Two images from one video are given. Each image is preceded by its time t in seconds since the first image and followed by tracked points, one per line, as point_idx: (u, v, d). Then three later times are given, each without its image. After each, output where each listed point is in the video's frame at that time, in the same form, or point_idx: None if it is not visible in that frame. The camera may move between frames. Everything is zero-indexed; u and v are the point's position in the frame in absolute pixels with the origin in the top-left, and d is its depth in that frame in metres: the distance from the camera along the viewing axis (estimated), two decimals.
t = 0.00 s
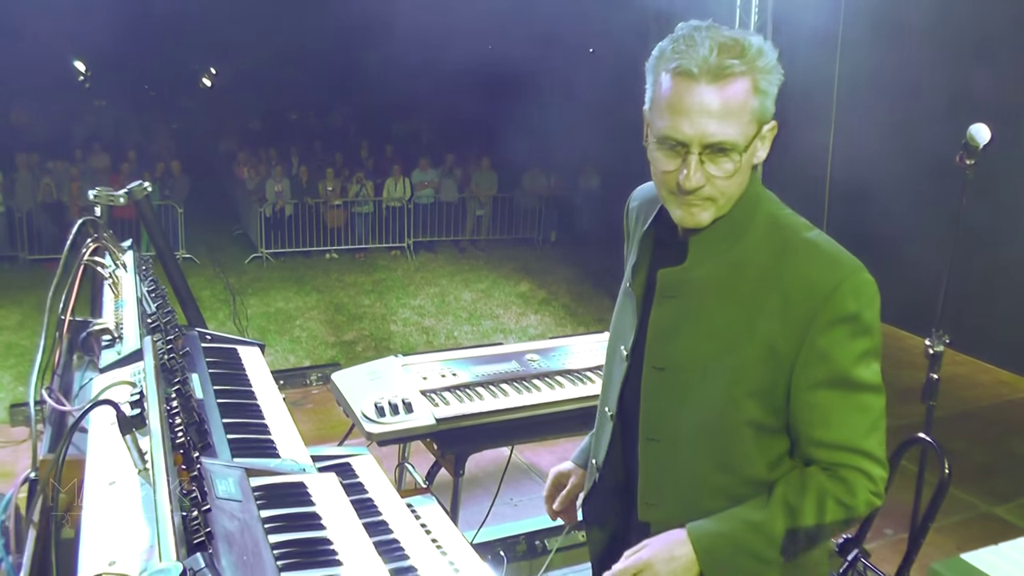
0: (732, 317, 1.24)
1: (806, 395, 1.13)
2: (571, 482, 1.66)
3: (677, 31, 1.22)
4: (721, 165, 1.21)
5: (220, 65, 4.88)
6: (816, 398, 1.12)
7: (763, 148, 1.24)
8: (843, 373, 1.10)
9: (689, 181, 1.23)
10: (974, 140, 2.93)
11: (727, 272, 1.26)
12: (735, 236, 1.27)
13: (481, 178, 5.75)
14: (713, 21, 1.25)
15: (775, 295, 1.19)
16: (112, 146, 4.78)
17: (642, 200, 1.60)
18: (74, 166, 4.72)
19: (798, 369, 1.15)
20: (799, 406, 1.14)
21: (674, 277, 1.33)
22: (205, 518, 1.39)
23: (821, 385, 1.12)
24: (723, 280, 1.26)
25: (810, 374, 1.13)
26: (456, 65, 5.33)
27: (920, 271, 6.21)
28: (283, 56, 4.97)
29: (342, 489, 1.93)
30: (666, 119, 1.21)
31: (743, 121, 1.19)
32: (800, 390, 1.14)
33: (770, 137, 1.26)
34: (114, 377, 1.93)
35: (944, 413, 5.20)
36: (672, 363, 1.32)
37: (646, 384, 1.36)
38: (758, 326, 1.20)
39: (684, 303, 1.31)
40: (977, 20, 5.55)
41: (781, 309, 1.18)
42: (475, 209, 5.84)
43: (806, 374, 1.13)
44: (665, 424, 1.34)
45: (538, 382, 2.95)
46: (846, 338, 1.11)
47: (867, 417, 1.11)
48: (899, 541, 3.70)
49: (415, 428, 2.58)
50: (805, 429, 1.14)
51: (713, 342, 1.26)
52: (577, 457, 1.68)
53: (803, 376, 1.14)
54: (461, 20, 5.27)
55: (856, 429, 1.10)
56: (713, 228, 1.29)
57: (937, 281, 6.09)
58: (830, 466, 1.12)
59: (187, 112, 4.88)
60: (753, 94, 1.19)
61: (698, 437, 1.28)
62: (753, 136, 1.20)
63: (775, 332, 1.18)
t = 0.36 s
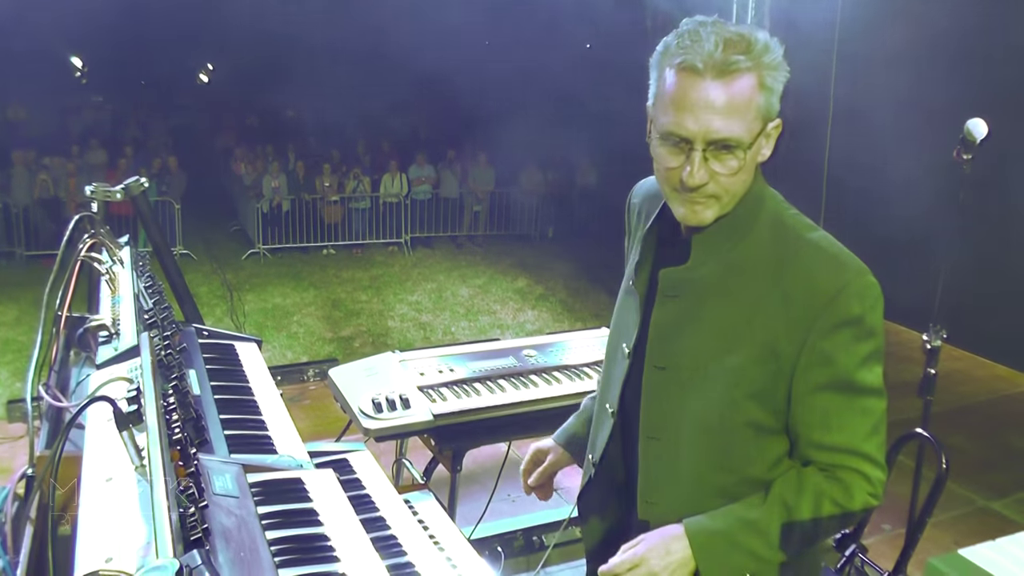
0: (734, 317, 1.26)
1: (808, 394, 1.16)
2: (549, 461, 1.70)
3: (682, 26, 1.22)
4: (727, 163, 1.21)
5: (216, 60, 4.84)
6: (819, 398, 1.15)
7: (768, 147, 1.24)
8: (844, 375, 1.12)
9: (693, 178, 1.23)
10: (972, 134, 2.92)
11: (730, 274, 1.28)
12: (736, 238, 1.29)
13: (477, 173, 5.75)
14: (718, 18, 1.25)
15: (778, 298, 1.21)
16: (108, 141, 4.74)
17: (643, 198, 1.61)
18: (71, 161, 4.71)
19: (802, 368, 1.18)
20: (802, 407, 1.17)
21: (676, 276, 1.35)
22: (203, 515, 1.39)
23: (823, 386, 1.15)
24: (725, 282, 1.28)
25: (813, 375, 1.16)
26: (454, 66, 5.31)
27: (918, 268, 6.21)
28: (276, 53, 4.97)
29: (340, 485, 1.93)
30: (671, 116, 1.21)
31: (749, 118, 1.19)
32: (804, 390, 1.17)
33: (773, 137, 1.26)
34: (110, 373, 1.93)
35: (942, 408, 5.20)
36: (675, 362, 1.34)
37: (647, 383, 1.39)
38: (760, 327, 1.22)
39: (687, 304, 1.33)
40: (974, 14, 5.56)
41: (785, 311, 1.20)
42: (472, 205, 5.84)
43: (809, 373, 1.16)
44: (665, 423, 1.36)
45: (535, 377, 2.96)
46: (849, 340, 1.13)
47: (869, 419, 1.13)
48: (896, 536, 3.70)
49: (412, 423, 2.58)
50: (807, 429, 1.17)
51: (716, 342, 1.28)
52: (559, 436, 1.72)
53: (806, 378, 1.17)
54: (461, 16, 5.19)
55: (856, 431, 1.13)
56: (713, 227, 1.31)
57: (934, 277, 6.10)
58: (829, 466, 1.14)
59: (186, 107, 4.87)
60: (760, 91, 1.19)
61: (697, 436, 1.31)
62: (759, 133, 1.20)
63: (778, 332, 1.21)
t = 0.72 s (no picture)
0: (710, 297, 1.24)
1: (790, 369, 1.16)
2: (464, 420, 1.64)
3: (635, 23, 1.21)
4: (655, 156, 1.17)
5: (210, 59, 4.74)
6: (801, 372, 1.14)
7: (711, 143, 1.18)
8: (823, 346, 1.14)
9: (624, 166, 1.19)
10: (968, 130, 2.93)
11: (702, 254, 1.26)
12: (708, 218, 1.26)
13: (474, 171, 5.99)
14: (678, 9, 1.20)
15: (751, 278, 1.21)
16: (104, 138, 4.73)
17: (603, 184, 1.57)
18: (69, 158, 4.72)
19: (782, 345, 1.17)
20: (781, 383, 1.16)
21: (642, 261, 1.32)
22: (202, 511, 1.39)
23: (805, 361, 1.15)
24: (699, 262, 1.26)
25: (794, 351, 1.16)
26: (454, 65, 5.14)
27: (914, 264, 6.23)
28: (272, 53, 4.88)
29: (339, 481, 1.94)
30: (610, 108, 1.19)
31: (678, 111, 1.15)
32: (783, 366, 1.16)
33: (727, 133, 1.21)
34: (109, 370, 1.93)
35: (939, 403, 5.22)
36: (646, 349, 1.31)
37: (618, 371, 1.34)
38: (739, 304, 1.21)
39: (662, 288, 1.30)
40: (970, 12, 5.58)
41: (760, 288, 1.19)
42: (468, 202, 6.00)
43: (788, 348, 1.16)
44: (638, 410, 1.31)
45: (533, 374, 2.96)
46: (826, 314, 1.15)
47: (847, 392, 1.14)
48: (894, 531, 3.71)
49: (412, 420, 2.59)
50: (789, 405, 1.16)
51: (692, 323, 1.26)
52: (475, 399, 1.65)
53: (788, 354, 1.16)
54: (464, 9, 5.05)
55: (836, 402, 1.13)
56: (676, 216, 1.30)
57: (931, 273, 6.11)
58: (812, 440, 1.13)
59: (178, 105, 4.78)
60: (689, 85, 1.14)
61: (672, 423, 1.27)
62: (689, 127, 1.16)
63: (756, 309, 1.19)
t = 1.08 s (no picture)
0: (655, 267, 1.59)
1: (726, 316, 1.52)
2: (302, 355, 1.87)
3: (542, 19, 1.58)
4: (538, 140, 1.57)
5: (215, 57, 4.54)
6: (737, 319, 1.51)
7: (587, 130, 1.55)
8: (752, 295, 1.51)
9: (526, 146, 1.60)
10: (970, 125, 2.93)
11: (646, 234, 1.61)
12: (640, 199, 1.62)
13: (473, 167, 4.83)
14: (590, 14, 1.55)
15: (689, 248, 1.56)
16: (104, 137, 4.30)
17: (526, 186, 1.90)
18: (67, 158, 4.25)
19: (716, 299, 1.54)
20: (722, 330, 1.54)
21: (593, 237, 1.66)
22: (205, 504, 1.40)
23: (739, 307, 1.52)
24: (641, 239, 1.61)
25: (728, 300, 1.53)
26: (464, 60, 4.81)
27: (915, 261, 6.23)
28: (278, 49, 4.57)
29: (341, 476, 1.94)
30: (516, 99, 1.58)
31: (545, 102, 1.53)
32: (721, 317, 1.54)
33: (612, 122, 1.56)
34: (112, 365, 1.94)
35: (939, 400, 5.22)
36: (601, 316, 1.65)
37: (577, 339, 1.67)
38: (681, 273, 1.57)
39: (610, 262, 1.64)
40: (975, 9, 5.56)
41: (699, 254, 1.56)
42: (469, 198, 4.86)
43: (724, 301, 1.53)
44: (602, 373, 1.64)
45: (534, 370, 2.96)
46: (750, 266, 1.52)
47: (774, 328, 1.52)
48: (895, 528, 3.71)
49: (413, 415, 2.59)
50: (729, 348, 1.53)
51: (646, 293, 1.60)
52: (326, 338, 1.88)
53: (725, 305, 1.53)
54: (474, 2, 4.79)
55: (766, 338, 1.51)
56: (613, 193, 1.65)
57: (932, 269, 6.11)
58: (748, 375, 1.51)
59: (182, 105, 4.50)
60: (552, 80, 1.52)
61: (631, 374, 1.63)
62: (556, 115, 1.53)
63: (694, 273, 1.56)
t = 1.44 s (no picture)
0: (626, 239, 1.71)
1: (695, 286, 1.62)
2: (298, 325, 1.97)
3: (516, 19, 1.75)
4: (507, 123, 1.71)
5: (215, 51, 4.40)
6: (707, 287, 1.61)
7: (549, 112, 1.68)
8: (720, 263, 1.61)
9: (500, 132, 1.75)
10: (974, 124, 2.93)
11: (617, 214, 1.72)
12: (607, 175, 1.74)
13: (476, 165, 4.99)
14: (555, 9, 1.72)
15: (657, 221, 1.67)
16: (109, 132, 4.25)
17: (506, 184, 2.03)
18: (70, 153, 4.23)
19: (683, 272, 1.64)
20: (688, 300, 1.63)
21: (562, 213, 1.77)
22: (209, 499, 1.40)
23: (709, 276, 1.61)
24: (615, 219, 1.72)
25: (695, 268, 1.62)
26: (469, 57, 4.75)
27: (917, 259, 6.23)
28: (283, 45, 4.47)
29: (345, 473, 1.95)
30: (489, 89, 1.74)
31: (510, 88, 1.69)
32: (688, 286, 1.63)
33: (574, 105, 1.69)
34: (116, 360, 1.94)
35: (941, 399, 5.22)
36: (571, 290, 1.74)
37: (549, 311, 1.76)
38: (650, 249, 1.67)
39: (581, 238, 1.75)
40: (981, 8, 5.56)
41: (667, 230, 1.67)
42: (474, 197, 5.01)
43: (690, 271, 1.63)
44: (577, 349, 1.74)
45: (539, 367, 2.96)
46: (714, 234, 1.62)
47: (741, 298, 1.62)
48: (896, 527, 3.72)
49: (415, 412, 2.59)
50: (696, 318, 1.62)
51: (619, 269, 1.71)
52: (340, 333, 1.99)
53: (692, 275, 1.62)
54: None
55: (733, 305, 1.60)
56: (582, 171, 1.76)
57: (935, 268, 6.11)
58: (717, 344, 1.60)
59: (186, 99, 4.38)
60: (515, 66, 1.68)
61: (602, 346, 1.72)
62: (521, 98, 1.68)
63: (664, 248, 1.66)
